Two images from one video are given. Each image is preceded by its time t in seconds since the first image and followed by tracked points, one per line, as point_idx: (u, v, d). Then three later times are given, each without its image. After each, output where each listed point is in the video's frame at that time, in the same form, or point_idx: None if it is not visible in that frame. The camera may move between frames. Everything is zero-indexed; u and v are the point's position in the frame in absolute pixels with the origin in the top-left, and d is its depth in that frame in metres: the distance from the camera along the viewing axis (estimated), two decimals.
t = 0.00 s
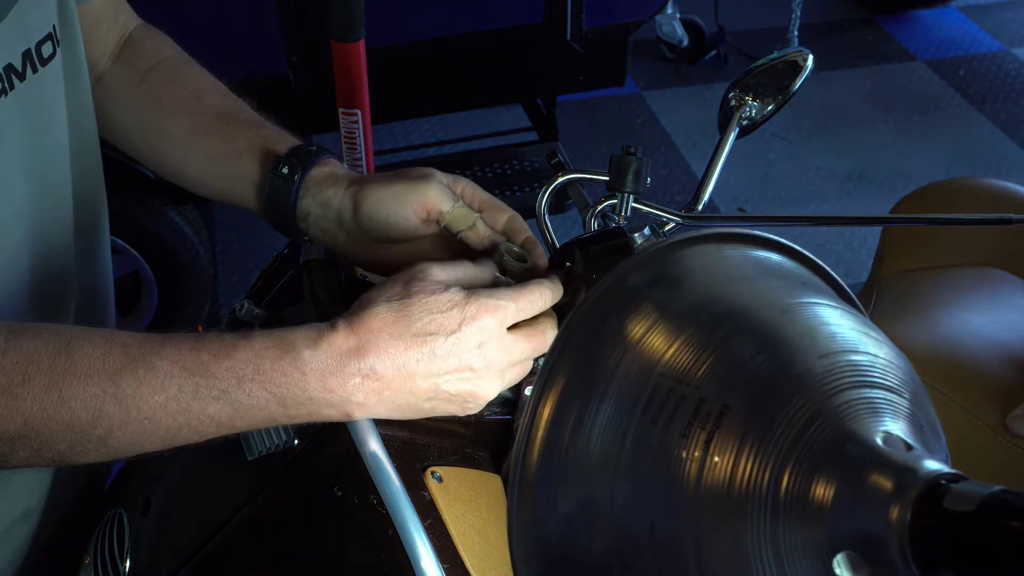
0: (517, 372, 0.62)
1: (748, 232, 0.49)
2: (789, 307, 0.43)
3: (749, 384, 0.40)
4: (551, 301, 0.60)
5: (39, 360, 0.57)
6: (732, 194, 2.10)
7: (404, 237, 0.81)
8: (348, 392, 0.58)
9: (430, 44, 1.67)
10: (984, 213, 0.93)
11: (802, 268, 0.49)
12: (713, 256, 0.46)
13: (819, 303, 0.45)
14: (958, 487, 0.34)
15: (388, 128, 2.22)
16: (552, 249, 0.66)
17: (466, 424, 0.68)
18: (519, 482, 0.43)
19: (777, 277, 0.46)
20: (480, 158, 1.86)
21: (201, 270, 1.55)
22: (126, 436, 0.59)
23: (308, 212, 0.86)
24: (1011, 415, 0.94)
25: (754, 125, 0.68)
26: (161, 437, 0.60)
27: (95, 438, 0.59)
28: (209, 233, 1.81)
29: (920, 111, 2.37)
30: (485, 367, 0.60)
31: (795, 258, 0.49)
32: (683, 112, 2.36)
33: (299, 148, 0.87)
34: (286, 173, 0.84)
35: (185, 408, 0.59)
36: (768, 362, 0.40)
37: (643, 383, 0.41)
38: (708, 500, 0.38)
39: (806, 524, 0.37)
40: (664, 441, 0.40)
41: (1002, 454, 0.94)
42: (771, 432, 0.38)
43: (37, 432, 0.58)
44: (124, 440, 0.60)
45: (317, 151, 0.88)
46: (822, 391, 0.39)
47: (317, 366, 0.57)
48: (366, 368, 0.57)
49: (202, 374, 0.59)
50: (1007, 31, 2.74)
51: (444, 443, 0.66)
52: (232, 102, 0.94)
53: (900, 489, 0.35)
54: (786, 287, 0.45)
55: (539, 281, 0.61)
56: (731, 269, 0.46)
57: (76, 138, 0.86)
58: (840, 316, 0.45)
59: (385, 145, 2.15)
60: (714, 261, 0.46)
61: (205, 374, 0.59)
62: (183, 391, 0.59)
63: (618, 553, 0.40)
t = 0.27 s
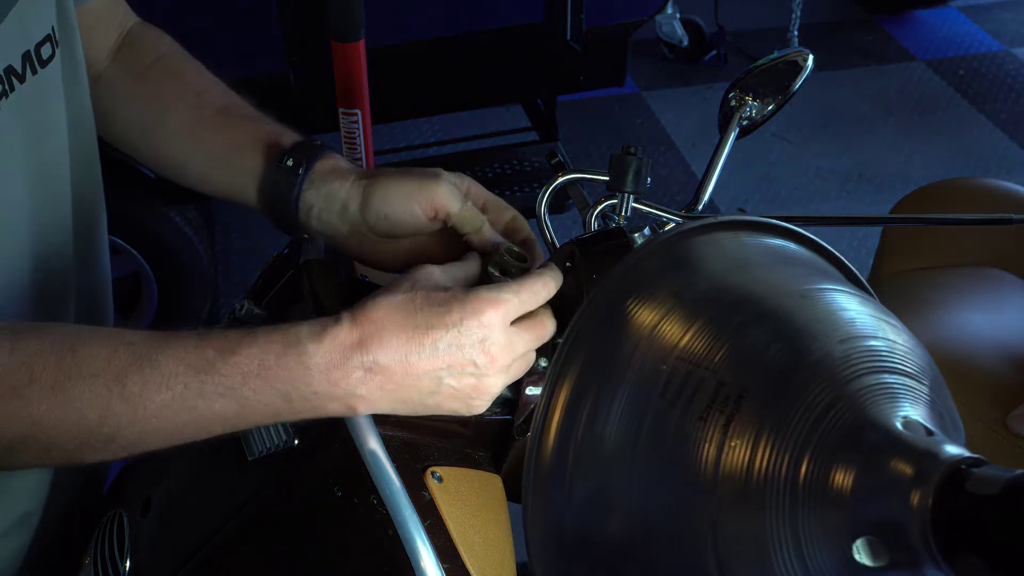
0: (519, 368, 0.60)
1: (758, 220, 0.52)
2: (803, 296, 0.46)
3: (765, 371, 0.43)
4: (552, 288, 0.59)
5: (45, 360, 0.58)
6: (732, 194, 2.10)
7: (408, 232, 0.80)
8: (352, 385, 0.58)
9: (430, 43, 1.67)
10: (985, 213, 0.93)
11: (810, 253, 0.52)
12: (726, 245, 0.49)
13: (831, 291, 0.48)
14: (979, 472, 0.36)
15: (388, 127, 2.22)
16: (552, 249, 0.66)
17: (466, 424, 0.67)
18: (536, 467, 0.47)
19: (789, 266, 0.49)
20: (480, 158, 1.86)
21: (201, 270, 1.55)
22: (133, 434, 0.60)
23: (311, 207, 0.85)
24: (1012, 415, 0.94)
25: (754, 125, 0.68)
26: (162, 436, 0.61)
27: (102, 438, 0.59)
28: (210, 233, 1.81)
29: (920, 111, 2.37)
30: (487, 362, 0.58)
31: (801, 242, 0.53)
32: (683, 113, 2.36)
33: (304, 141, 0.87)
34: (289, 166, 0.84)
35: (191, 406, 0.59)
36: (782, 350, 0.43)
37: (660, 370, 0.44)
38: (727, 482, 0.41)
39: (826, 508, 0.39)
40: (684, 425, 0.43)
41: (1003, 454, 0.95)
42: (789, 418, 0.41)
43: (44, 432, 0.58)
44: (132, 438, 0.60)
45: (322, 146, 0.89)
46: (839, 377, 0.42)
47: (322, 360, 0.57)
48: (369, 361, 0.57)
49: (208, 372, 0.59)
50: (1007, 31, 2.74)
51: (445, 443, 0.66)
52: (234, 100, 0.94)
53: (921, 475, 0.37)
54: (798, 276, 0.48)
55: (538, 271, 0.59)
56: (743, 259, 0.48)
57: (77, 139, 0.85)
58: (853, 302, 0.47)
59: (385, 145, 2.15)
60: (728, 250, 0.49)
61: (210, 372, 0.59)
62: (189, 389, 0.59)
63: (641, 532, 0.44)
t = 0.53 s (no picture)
0: (519, 364, 0.59)
1: (771, 217, 0.52)
2: (819, 296, 0.46)
3: (783, 371, 0.43)
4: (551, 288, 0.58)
5: (40, 358, 0.58)
6: (732, 194, 2.10)
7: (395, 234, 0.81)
8: (347, 385, 0.58)
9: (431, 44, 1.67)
10: (985, 213, 0.93)
11: (823, 251, 0.53)
12: (742, 242, 0.50)
13: (845, 290, 0.48)
14: (998, 474, 0.37)
15: (388, 127, 2.22)
16: (552, 250, 0.66)
17: (466, 424, 0.67)
18: (551, 466, 0.47)
19: (803, 265, 0.49)
20: (479, 158, 1.86)
21: (201, 270, 1.55)
22: (127, 434, 0.60)
23: (309, 206, 0.86)
24: (1012, 415, 0.94)
25: (754, 125, 0.68)
26: (162, 433, 0.60)
27: (96, 437, 0.59)
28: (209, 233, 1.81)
29: (920, 111, 2.37)
30: (481, 359, 0.58)
31: (813, 239, 0.53)
32: (683, 113, 2.36)
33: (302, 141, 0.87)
34: (285, 167, 0.85)
35: (185, 405, 0.59)
36: (799, 349, 0.43)
37: (677, 369, 0.44)
38: (744, 480, 0.41)
39: (844, 509, 0.40)
40: (701, 423, 0.43)
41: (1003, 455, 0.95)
42: (807, 417, 0.41)
43: (39, 432, 0.58)
44: (127, 437, 0.60)
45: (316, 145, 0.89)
46: (856, 377, 0.42)
47: (316, 360, 0.58)
48: (365, 362, 0.58)
49: (204, 372, 0.59)
50: (1007, 31, 2.74)
51: (444, 443, 0.66)
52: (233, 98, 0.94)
53: (939, 477, 0.38)
54: (813, 275, 0.48)
55: (536, 270, 0.59)
56: (758, 258, 0.48)
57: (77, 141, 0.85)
58: (867, 301, 0.48)
59: (385, 145, 2.15)
60: (742, 249, 0.49)
61: (207, 371, 0.59)
62: (183, 390, 0.59)
63: (653, 529, 0.44)
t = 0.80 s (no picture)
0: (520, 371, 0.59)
1: (776, 215, 0.52)
2: (825, 294, 0.46)
3: (789, 370, 0.43)
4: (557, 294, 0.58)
5: (41, 362, 0.58)
6: (732, 194, 2.10)
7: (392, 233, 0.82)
8: (348, 390, 0.58)
9: (430, 44, 1.68)
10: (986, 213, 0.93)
11: (828, 249, 0.53)
12: (747, 241, 0.50)
13: (852, 288, 0.48)
14: (1010, 472, 0.37)
15: (388, 128, 2.22)
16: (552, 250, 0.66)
17: (466, 424, 0.66)
18: (556, 469, 0.47)
19: (809, 263, 0.49)
20: (479, 158, 1.86)
21: (201, 271, 1.55)
22: (129, 437, 0.60)
23: (314, 202, 0.86)
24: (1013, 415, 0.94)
25: (754, 125, 0.68)
26: (164, 436, 0.60)
27: (98, 441, 0.59)
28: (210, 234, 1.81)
29: (920, 111, 2.37)
30: (486, 367, 0.58)
31: (819, 237, 0.53)
32: (683, 113, 2.36)
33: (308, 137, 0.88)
34: (291, 162, 0.85)
35: (188, 410, 0.59)
36: (806, 348, 0.43)
37: (682, 368, 0.44)
38: (751, 480, 0.41)
39: (853, 508, 0.40)
40: (707, 423, 0.43)
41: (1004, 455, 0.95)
42: (815, 416, 0.41)
43: (41, 437, 0.58)
44: (128, 441, 0.60)
45: (320, 139, 0.89)
46: (863, 375, 0.42)
47: (320, 366, 0.57)
48: (367, 367, 0.57)
49: (206, 375, 0.59)
50: (1007, 31, 2.74)
51: (444, 443, 0.66)
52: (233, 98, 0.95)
53: (950, 475, 0.38)
54: (819, 273, 0.48)
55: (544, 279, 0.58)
56: (763, 256, 0.48)
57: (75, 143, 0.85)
58: (875, 298, 0.48)
59: (385, 145, 2.15)
60: (747, 248, 0.49)
61: (208, 375, 0.59)
62: (186, 394, 0.59)
63: (658, 529, 0.44)
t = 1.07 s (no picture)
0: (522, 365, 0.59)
1: (767, 212, 0.52)
2: (817, 292, 0.46)
3: (782, 369, 0.43)
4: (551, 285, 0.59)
5: (44, 359, 0.57)
6: (732, 194, 2.10)
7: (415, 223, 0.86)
8: (352, 383, 0.58)
9: (430, 43, 1.68)
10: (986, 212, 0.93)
11: (820, 245, 0.53)
12: (738, 237, 0.49)
13: (844, 284, 0.48)
14: (1007, 473, 0.37)
15: (389, 127, 2.23)
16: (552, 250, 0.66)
17: (466, 424, 0.66)
18: (540, 470, 0.46)
19: (800, 260, 0.49)
20: (479, 158, 1.86)
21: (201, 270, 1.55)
22: (134, 433, 0.60)
23: (345, 185, 0.89)
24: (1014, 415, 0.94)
25: (754, 125, 0.68)
26: (168, 431, 0.61)
27: (102, 438, 0.60)
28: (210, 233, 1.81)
29: (920, 111, 2.37)
30: (486, 358, 0.58)
31: (810, 233, 0.53)
32: (683, 113, 2.36)
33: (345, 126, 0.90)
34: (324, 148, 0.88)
35: (190, 405, 0.59)
36: (798, 347, 0.43)
37: (673, 367, 0.44)
38: (743, 483, 0.42)
39: (846, 512, 0.40)
40: (698, 424, 0.43)
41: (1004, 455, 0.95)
42: (807, 417, 0.41)
43: (45, 432, 0.58)
44: (131, 437, 0.60)
45: (352, 125, 0.92)
46: (856, 375, 0.42)
47: (323, 358, 0.57)
48: (371, 360, 0.57)
49: (208, 368, 0.59)
50: (1007, 31, 2.74)
51: (444, 442, 0.65)
52: (254, 87, 0.95)
53: (946, 476, 0.37)
54: (811, 270, 0.48)
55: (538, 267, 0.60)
56: (753, 253, 0.48)
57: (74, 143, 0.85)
58: (867, 295, 0.48)
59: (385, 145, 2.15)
60: (737, 244, 0.49)
61: (212, 370, 0.59)
62: (188, 388, 0.59)
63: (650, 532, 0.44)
